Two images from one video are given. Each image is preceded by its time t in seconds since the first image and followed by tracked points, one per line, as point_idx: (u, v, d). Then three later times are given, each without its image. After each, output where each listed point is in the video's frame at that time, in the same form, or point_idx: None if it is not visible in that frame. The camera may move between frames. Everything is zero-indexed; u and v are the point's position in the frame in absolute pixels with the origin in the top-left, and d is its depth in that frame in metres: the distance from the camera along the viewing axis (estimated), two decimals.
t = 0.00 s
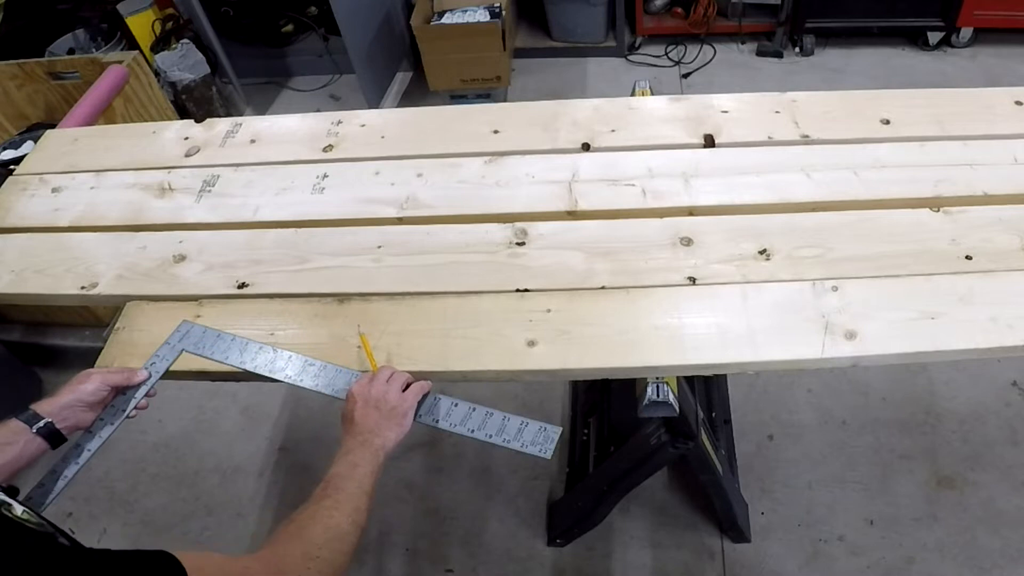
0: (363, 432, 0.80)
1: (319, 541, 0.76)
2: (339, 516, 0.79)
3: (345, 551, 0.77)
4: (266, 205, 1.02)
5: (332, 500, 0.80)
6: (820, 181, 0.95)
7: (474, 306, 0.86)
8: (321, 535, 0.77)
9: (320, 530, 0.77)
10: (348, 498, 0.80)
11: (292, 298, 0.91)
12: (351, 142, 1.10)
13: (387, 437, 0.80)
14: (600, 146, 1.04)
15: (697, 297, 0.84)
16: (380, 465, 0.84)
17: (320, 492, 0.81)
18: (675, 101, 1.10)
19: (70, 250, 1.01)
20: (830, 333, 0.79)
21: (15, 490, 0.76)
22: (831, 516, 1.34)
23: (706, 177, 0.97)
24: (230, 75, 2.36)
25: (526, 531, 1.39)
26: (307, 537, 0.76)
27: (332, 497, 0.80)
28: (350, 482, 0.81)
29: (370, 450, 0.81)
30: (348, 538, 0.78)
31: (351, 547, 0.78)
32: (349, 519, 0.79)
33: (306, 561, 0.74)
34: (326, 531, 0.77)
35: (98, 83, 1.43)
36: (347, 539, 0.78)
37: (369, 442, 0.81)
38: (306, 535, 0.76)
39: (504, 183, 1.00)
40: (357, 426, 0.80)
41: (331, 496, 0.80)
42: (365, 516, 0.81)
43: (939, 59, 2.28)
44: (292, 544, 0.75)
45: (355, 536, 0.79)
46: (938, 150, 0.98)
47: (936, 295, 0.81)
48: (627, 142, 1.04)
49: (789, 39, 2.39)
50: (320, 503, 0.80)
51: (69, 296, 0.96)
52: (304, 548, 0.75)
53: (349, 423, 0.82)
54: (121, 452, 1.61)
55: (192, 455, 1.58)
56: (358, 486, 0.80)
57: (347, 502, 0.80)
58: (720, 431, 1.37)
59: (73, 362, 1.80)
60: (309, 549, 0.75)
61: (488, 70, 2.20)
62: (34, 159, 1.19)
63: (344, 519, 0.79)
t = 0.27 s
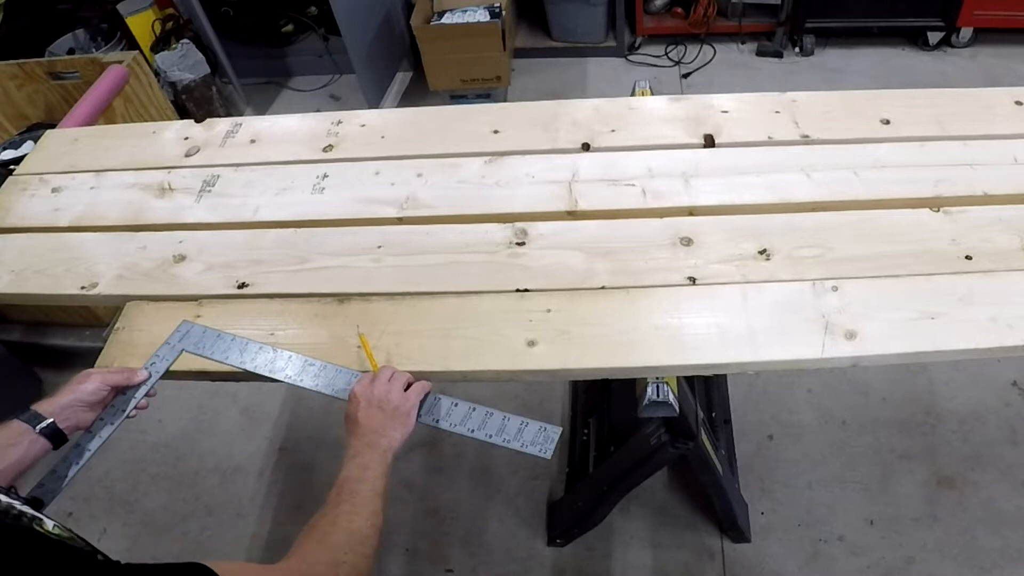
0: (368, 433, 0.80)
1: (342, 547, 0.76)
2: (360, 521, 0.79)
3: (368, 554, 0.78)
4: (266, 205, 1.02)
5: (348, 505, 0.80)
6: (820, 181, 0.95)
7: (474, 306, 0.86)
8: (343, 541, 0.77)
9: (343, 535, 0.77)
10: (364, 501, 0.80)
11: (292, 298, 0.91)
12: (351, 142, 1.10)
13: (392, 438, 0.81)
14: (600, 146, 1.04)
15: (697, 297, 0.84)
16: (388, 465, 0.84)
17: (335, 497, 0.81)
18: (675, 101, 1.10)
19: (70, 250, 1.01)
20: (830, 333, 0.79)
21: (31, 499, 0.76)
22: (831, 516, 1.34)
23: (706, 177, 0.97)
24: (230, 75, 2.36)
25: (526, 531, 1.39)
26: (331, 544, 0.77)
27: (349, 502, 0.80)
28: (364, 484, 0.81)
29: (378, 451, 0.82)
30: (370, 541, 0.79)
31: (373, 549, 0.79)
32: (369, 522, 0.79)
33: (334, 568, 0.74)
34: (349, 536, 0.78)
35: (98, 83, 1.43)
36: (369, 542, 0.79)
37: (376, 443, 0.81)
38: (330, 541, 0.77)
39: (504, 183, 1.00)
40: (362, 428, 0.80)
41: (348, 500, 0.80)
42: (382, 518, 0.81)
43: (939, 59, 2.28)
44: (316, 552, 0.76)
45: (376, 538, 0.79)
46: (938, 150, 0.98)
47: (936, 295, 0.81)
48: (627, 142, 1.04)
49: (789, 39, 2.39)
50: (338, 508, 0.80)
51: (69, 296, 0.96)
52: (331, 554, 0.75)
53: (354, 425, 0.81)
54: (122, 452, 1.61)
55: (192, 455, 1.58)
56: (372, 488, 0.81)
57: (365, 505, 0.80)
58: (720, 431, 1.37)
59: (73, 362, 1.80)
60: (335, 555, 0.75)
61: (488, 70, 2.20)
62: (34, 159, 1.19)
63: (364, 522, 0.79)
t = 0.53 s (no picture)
0: (382, 434, 0.80)
1: (361, 550, 0.77)
2: (378, 522, 0.79)
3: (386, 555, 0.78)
4: (266, 206, 1.02)
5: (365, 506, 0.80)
6: (820, 181, 0.95)
7: (474, 306, 0.86)
8: (363, 543, 0.77)
9: (362, 537, 0.78)
10: (381, 502, 0.80)
11: (293, 298, 0.91)
12: (351, 142, 1.10)
13: (406, 438, 0.80)
14: (601, 146, 1.04)
15: (697, 297, 0.84)
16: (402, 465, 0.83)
17: (352, 498, 0.81)
18: (675, 101, 1.10)
19: (70, 250, 1.01)
20: (830, 333, 0.79)
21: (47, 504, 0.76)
22: (831, 516, 1.34)
23: (706, 177, 0.97)
24: (230, 75, 2.35)
25: (526, 531, 1.39)
26: (350, 546, 0.77)
27: (367, 503, 0.80)
28: (380, 485, 0.80)
29: (392, 452, 0.81)
30: (389, 541, 0.79)
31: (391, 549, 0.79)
32: (387, 523, 0.80)
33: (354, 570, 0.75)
34: (368, 538, 0.78)
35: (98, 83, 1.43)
36: (388, 543, 0.79)
37: (390, 443, 0.81)
38: (349, 542, 0.77)
39: (504, 183, 1.00)
40: (375, 428, 0.80)
41: (365, 502, 0.80)
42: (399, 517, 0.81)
43: (939, 59, 2.28)
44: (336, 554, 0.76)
45: (393, 538, 0.80)
46: (938, 150, 0.98)
47: (936, 295, 0.81)
48: (628, 142, 1.04)
49: (789, 39, 2.39)
50: (356, 509, 0.80)
51: (69, 296, 0.96)
52: (350, 557, 0.76)
53: (368, 425, 0.81)
54: (122, 452, 1.61)
55: (192, 455, 1.58)
56: (389, 489, 0.80)
57: (382, 506, 0.80)
58: (720, 431, 1.37)
59: (72, 362, 1.80)
60: (354, 557, 0.76)
61: (488, 70, 2.20)
62: (34, 159, 1.19)
63: (382, 523, 0.79)
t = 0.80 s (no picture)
0: (399, 434, 0.80)
1: (377, 551, 0.76)
2: (395, 522, 0.79)
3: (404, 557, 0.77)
4: (266, 206, 1.02)
5: (382, 507, 0.79)
6: (819, 181, 0.95)
7: (474, 306, 0.86)
8: (379, 543, 0.77)
9: (379, 538, 0.77)
10: (398, 503, 0.79)
11: (293, 298, 0.91)
12: (351, 142, 1.10)
13: (423, 438, 0.80)
14: (600, 146, 1.04)
15: (697, 297, 0.84)
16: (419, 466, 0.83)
17: (368, 499, 0.80)
18: (675, 102, 1.10)
19: (70, 250, 1.01)
20: (830, 333, 0.79)
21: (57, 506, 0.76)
22: (831, 516, 1.34)
23: (706, 177, 0.97)
24: (230, 75, 2.35)
25: (526, 531, 1.39)
26: (367, 546, 0.76)
27: (383, 504, 0.79)
28: (397, 486, 0.80)
29: (409, 452, 0.81)
30: (406, 543, 0.78)
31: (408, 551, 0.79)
32: (404, 525, 0.79)
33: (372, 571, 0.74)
34: (386, 539, 0.77)
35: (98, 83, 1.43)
36: (405, 544, 0.78)
37: (407, 444, 0.81)
38: (367, 543, 0.77)
39: (504, 183, 1.00)
40: (392, 428, 0.80)
41: (382, 502, 0.79)
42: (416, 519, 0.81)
43: (939, 59, 2.28)
44: (354, 555, 0.76)
45: (410, 540, 0.79)
46: (938, 150, 0.98)
47: (936, 295, 0.81)
48: (628, 142, 1.04)
49: (789, 39, 2.39)
50: (373, 510, 0.79)
51: (69, 296, 0.96)
52: (367, 557, 0.75)
53: (384, 425, 0.81)
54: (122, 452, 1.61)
55: (192, 456, 1.58)
56: (406, 489, 0.80)
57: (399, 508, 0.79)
58: (720, 431, 1.37)
59: (72, 362, 1.80)
60: (372, 557, 0.75)
61: (488, 70, 2.20)
62: (34, 159, 1.19)
63: (400, 525, 0.79)
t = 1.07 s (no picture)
0: (421, 434, 0.80)
1: (398, 551, 0.76)
2: (415, 523, 0.79)
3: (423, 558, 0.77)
4: (266, 206, 1.02)
5: (403, 508, 0.79)
6: (819, 181, 0.95)
7: (474, 306, 0.86)
8: (399, 544, 0.77)
9: (398, 539, 0.77)
10: (418, 504, 0.79)
11: (293, 298, 0.91)
12: (351, 142, 1.10)
13: (445, 438, 0.81)
14: (600, 146, 1.04)
15: (697, 297, 0.84)
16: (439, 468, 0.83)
17: (389, 499, 0.81)
18: (674, 102, 1.10)
19: (70, 250, 1.01)
20: (830, 333, 0.79)
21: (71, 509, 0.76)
22: (831, 516, 1.34)
23: (706, 177, 0.97)
24: (230, 75, 2.35)
25: (526, 531, 1.39)
26: (386, 547, 0.76)
27: (404, 504, 0.79)
28: (417, 487, 0.80)
29: (431, 453, 0.81)
30: (425, 544, 0.78)
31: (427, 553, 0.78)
32: (424, 526, 0.79)
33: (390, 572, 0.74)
34: (404, 541, 0.77)
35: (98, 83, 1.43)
36: (424, 546, 0.78)
37: (429, 444, 0.81)
38: (385, 544, 0.77)
39: (504, 183, 1.00)
40: (414, 429, 0.80)
41: (403, 503, 0.79)
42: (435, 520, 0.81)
43: (939, 59, 2.28)
44: (373, 555, 0.76)
45: (430, 541, 0.79)
46: (938, 150, 0.98)
47: (936, 295, 0.81)
48: (628, 142, 1.04)
49: (789, 39, 2.39)
50: (393, 510, 0.79)
51: (68, 296, 0.96)
52: (386, 558, 0.75)
53: (406, 425, 0.81)
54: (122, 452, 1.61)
55: (192, 456, 1.58)
56: (426, 490, 0.80)
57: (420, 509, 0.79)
58: (720, 431, 1.37)
59: (72, 362, 1.80)
60: (390, 559, 0.75)
61: (488, 70, 2.20)
62: (34, 159, 1.19)
63: (419, 526, 0.79)
